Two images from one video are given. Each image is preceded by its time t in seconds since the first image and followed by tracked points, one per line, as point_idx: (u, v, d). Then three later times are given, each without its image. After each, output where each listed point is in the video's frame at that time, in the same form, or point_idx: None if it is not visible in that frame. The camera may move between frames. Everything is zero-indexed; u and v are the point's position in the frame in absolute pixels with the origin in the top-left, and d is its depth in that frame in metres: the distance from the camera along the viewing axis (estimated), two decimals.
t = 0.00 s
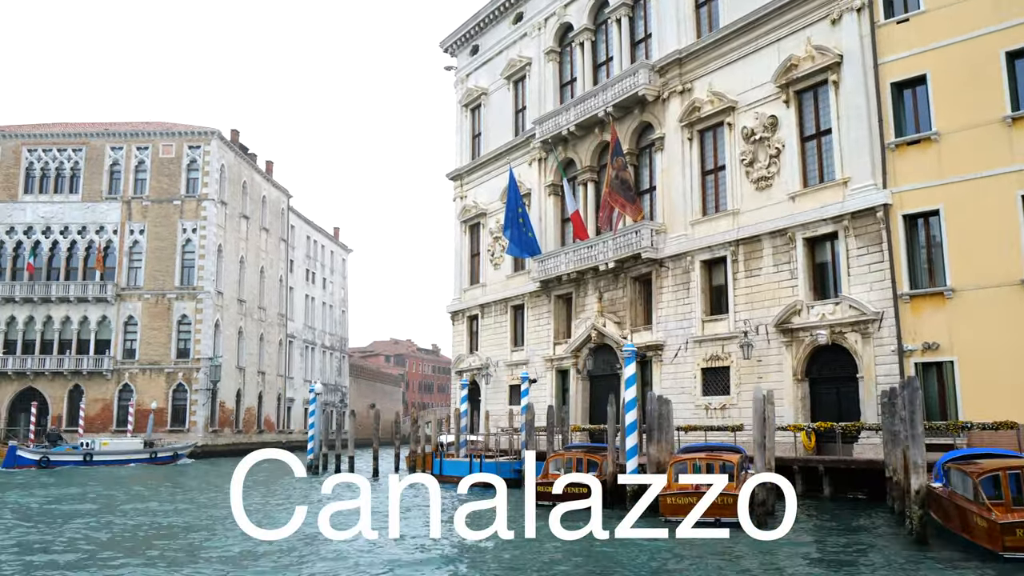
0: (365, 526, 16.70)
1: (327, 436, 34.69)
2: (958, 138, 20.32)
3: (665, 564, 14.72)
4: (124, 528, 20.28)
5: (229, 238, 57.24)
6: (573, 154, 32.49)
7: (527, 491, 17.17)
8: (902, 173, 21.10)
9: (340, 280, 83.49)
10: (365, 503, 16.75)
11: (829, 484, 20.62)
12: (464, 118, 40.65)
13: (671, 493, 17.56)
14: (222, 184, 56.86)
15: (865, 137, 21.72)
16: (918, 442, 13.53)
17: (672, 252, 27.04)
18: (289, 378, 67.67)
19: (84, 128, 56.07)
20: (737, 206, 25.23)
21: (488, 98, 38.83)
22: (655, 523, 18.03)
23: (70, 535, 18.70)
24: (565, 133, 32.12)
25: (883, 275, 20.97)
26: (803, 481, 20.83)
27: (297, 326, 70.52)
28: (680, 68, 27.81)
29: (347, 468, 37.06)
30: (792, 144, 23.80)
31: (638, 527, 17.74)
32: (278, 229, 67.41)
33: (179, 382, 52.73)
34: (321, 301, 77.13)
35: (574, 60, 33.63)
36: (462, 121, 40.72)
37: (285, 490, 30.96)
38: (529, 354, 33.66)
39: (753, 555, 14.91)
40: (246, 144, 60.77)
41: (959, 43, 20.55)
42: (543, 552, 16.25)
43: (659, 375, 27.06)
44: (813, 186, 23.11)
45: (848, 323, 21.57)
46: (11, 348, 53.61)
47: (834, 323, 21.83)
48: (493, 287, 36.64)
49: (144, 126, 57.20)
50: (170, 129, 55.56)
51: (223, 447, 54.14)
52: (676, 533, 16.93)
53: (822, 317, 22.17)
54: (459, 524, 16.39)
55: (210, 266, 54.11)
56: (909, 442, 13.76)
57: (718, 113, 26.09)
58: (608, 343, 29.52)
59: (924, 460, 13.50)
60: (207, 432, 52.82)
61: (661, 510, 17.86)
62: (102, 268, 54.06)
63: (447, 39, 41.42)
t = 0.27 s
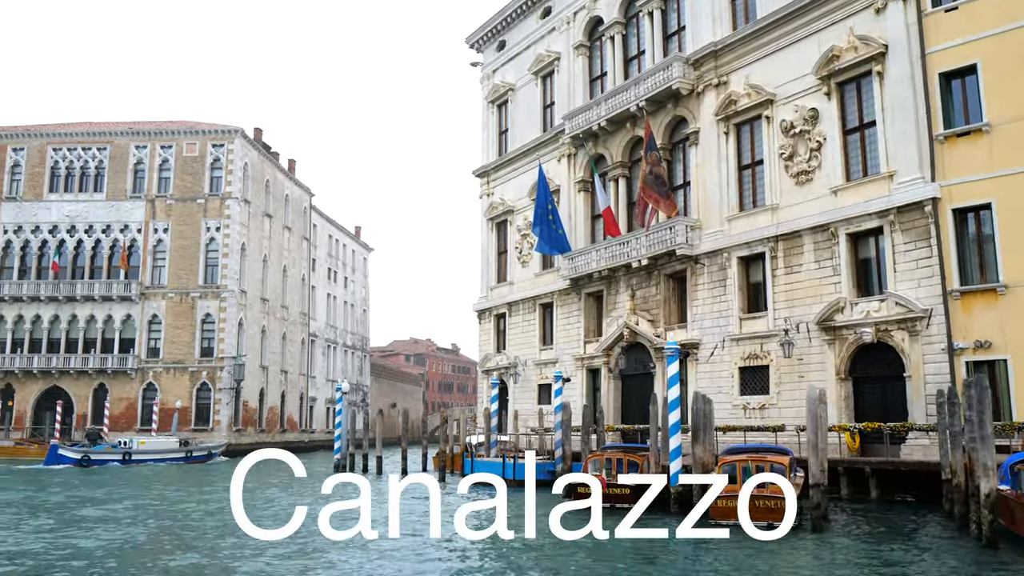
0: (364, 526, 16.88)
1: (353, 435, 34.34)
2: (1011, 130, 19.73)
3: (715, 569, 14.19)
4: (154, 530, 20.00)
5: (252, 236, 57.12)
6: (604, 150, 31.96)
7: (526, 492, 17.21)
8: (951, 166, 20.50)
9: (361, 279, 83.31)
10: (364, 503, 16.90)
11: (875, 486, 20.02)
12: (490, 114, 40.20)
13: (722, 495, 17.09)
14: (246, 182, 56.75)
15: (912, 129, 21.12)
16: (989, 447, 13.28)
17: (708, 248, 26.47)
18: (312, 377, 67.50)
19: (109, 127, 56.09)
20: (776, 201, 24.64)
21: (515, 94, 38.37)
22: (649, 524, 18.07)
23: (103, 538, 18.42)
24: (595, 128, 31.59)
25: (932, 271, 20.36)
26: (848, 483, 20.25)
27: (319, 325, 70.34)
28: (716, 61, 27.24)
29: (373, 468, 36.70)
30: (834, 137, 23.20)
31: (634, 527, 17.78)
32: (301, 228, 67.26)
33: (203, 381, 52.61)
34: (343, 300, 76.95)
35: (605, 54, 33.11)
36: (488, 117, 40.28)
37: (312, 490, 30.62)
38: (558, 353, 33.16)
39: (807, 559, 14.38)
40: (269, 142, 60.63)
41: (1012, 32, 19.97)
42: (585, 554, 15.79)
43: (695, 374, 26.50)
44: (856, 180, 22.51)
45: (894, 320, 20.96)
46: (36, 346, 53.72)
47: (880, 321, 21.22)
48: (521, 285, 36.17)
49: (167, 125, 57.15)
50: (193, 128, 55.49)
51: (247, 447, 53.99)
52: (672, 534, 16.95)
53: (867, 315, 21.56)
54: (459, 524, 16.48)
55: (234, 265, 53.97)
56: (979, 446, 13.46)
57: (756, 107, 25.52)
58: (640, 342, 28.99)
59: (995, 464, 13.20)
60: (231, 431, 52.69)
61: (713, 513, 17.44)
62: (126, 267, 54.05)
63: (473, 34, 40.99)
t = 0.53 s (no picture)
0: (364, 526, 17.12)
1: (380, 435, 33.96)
2: None
3: (769, 575, 13.61)
4: (184, 532, 19.66)
5: (274, 235, 56.92)
6: (635, 145, 31.38)
7: (526, 492, 17.37)
8: (1003, 158, 19.84)
9: (382, 278, 83.07)
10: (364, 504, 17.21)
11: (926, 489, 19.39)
12: (517, 110, 39.72)
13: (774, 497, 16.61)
14: (269, 180, 56.58)
15: (962, 120, 20.49)
16: None
17: (745, 245, 25.87)
18: (334, 376, 67.28)
19: (132, 126, 56.06)
20: (817, 195, 24.01)
21: (542, 89, 37.87)
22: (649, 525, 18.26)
23: (134, 539, 18.09)
24: (626, 123, 31.01)
25: (984, 267, 19.71)
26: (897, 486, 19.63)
27: (341, 325, 70.11)
28: (752, 53, 26.61)
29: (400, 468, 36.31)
30: (878, 129, 22.55)
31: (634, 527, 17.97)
32: (323, 227, 67.07)
33: (226, 380, 52.46)
34: (364, 299, 76.72)
35: (635, 48, 32.54)
36: (515, 114, 39.79)
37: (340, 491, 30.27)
38: (588, 351, 32.61)
39: (863, 564, 13.82)
40: (292, 141, 60.43)
41: None
42: (629, 558, 15.30)
43: (732, 374, 25.91)
44: (901, 174, 21.87)
45: (943, 318, 20.31)
46: (60, 345, 53.78)
47: (928, 318, 20.57)
48: (549, 283, 35.65)
49: (191, 123, 57.07)
50: (217, 126, 55.37)
51: (270, 446, 53.77)
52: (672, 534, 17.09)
53: (914, 312, 20.92)
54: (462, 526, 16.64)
55: (257, 264, 53.78)
56: None
57: (795, 99, 24.90)
58: (674, 340, 28.39)
59: None
60: (255, 430, 52.50)
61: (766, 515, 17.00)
62: (150, 266, 53.99)
63: (499, 30, 40.53)
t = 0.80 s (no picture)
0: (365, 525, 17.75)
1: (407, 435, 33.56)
2: None
3: None
4: (217, 534, 19.35)
5: (298, 234, 56.73)
6: (668, 140, 30.72)
7: (526, 491, 17.95)
8: None
9: (404, 278, 82.77)
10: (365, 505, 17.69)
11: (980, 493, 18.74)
12: (543, 106, 39.18)
13: (833, 501, 16.11)
14: (291, 179, 56.37)
15: (1015, 110, 19.84)
16: None
17: (783, 240, 25.23)
18: (356, 375, 67.03)
19: (155, 125, 55.97)
20: (859, 189, 23.35)
21: (570, 85, 37.33)
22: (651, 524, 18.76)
23: (167, 543, 17.77)
24: (658, 117, 30.42)
25: None
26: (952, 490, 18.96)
27: (363, 324, 69.86)
28: (790, 44, 25.94)
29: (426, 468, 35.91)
30: (924, 121, 21.87)
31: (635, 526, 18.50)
32: (345, 225, 66.83)
33: (250, 379, 52.29)
34: (386, 298, 76.47)
35: (667, 40, 31.92)
36: (542, 110, 39.27)
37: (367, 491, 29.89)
38: (619, 350, 32.05)
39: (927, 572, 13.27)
40: (314, 139, 60.19)
41: None
42: (679, 565, 14.80)
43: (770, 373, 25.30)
44: (950, 167, 21.21)
45: (995, 315, 19.67)
46: (85, 344, 53.81)
47: (980, 315, 19.92)
48: (578, 281, 35.12)
49: (213, 122, 56.93)
50: (239, 125, 55.22)
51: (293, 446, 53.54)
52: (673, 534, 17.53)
53: (964, 308, 20.29)
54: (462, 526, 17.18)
55: (281, 262, 53.55)
56: None
57: (836, 91, 24.23)
58: (709, 338, 27.81)
59: None
60: (278, 429, 52.31)
61: (822, 520, 16.46)
62: (174, 264, 53.90)
63: (524, 26, 40.02)
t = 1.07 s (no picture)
0: (366, 528, 18.24)
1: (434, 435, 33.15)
2: None
3: None
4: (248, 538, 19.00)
5: (319, 232, 56.47)
6: (699, 134, 30.13)
7: (527, 492, 18.04)
8: None
9: (424, 276, 82.47)
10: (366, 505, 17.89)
11: None
12: (569, 101, 38.66)
13: (898, 503, 15.57)
14: (313, 177, 56.13)
15: None
16: None
17: (822, 236, 24.61)
18: (377, 374, 66.77)
19: (177, 124, 55.83)
20: (902, 182, 22.71)
21: (597, 79, 36.79)
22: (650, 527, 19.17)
23: (199, 546, 17.41)
24: (690, 111, 29.84)
25: None
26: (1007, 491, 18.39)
27: (384, 323, 69.60)
28: (827, 35, 25.30)
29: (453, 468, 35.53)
30: (972, 111, 21.22)
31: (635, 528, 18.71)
32: (366, 224, 66.56)
33: (272, 378, 52.07)
34: (406, 297, 76.19)
35: (697, 33, 31.33)
36: (567, 105, 38.75)
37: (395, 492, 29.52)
38: (649, 348, 31.51)
39: None
40: (335, 137, 59.92)
41: None
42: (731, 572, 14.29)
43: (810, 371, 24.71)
44: (1000, 158, 20.56)
45: None
46: (107, 344, 53.79)
47: None
48: (606, 279, 34.59)
49: (234, 121, 56.75)
50: (261, 123, 54.99)
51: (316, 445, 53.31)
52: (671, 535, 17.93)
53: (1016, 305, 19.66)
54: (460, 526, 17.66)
55: (302, 261, 53.30)
56: None
57: (878, 82, 23.61)
58: (743, 336, 27.25)
59: None
60: (301, 428, 52.09)
61: (880, 521, 15.89)
62: (195, 263, 53.76)
63: (549, 20, 39.51)
